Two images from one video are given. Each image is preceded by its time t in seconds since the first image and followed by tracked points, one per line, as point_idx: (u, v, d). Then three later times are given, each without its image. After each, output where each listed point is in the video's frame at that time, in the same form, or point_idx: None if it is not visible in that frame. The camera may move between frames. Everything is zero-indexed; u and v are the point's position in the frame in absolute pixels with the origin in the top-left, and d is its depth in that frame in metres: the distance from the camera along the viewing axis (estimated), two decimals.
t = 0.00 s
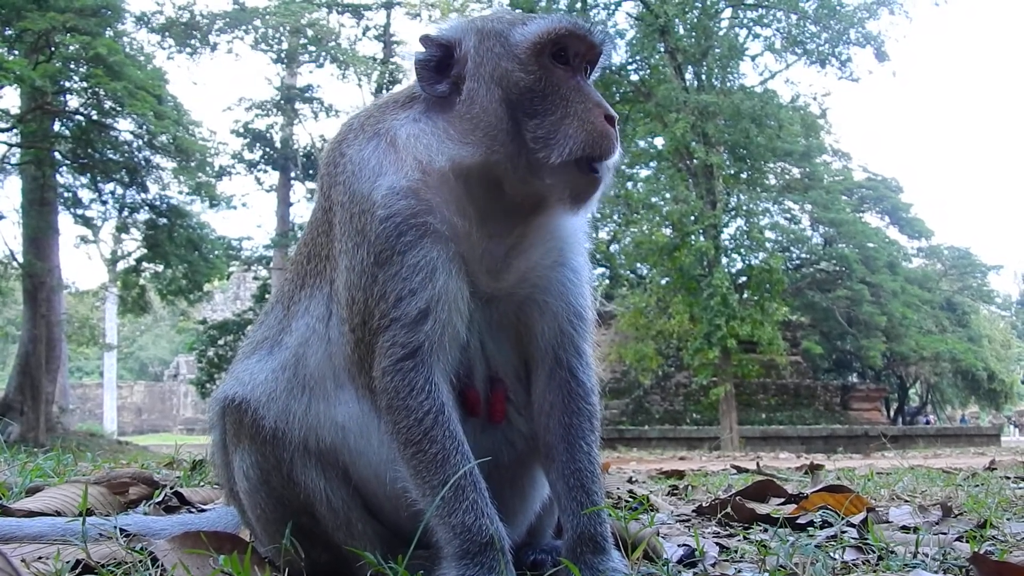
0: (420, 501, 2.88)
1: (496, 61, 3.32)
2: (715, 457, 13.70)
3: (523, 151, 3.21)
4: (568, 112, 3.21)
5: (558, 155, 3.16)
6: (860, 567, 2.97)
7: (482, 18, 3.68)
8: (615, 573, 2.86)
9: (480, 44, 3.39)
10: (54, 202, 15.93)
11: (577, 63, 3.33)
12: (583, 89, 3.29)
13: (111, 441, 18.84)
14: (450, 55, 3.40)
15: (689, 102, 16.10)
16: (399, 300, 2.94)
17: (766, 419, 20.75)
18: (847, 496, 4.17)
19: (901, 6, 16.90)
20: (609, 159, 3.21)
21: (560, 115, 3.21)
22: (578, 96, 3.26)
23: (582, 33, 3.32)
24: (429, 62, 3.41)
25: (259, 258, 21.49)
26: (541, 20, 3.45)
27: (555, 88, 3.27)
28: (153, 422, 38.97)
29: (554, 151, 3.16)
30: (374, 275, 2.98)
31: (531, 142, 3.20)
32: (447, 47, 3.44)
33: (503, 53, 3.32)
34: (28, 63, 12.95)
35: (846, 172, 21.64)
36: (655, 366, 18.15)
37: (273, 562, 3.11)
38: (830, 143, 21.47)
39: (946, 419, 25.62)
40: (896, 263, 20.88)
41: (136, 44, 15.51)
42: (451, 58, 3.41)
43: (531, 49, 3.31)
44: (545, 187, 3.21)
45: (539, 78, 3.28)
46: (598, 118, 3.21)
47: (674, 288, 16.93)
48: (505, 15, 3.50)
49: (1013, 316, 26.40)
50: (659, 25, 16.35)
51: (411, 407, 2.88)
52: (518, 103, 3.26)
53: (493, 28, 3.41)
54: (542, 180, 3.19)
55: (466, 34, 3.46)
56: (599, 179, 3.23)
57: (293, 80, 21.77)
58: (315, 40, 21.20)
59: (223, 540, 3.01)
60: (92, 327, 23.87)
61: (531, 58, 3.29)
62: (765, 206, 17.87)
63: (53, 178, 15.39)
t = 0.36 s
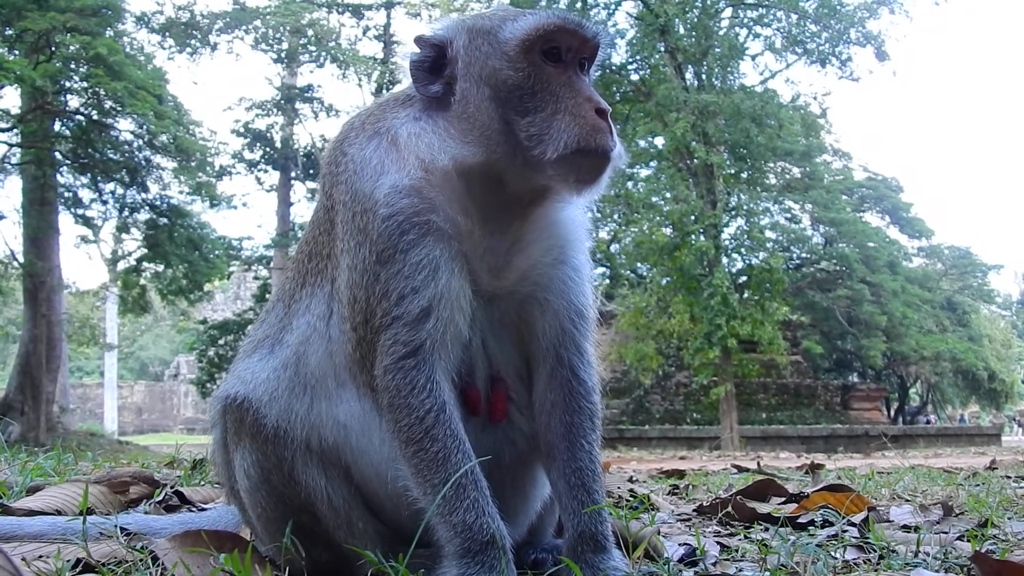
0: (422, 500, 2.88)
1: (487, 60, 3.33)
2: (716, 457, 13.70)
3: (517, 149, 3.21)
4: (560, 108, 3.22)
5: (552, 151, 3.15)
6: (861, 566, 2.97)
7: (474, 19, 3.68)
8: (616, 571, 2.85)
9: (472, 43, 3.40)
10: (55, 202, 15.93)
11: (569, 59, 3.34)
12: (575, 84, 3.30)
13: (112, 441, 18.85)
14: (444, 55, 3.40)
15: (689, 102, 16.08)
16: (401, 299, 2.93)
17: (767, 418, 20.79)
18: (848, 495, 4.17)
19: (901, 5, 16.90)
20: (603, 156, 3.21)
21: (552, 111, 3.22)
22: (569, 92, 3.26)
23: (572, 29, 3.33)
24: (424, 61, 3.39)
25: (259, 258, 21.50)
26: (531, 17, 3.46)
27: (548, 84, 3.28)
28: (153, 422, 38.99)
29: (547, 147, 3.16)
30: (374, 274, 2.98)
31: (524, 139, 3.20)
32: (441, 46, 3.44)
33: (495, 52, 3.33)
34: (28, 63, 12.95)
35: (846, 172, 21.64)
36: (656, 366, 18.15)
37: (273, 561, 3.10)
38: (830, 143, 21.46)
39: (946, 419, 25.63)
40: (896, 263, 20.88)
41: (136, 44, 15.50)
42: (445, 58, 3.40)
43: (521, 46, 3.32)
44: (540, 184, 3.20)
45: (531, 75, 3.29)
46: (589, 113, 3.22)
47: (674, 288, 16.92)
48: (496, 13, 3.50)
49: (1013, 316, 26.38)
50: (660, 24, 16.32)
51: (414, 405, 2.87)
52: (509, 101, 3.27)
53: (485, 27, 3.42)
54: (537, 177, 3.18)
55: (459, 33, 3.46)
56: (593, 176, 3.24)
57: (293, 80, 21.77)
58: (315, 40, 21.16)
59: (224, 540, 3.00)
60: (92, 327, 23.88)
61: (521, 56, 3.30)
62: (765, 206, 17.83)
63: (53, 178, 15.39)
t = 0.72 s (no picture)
0: (424, 500, 2.88)
1: (482, 63, 3.31)
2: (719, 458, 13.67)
3: (512, 152, 3.19)
4: (554, 113, 3.20)
5: (548, 155, 3.13)
6: (864, 567, 2.96)
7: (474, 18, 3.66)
8: (618, 572, 2.86)
9: (469, 44, 3.37)
10: (58, 202, 15.93)
11: (567, 62, 3.28)
12: (572, 88, 3.25)
13: (114, 441, 18.84)
14: (442, 56, 3.39)
15: (692, 103, 16.04)
16: (404, 300, 2.93)
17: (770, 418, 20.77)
18: (851, 496, 4.16)
19: (904, 6, 16.89)
20: (599, 158, 3.18)
21: (547, 116, 3.19)
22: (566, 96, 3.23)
23: (568, 32, 3.27)
24: (422, 62, 3.38)
25: (262, 258, 21.53)
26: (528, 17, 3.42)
27: (543, 87, 3.24)
28: (156, 421, 39.03)
29: (542, 153, 3.13)
30: (375, 276, 2.98)
31: (521, 141, 3.18)
32: (440, 46, 3.42)
33: (492, 54, 3.30)
34: (31, 63, 12.96)
35: (849, 172, 21.62)
36: (659, 366, 18.14)
37: (275, 561, 3.10)
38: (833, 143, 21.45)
39: (949, 420, 25.63)
40: (899, 264, 20.85)
41: (139, 44, 15.51)
42: (444, 59, 3.39)
43: (517, 49, 3.28)
44: (537, 187, 3.18)
45: (527, 79, 3.25)
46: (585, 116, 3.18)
47: (677, 288, 16.87)
48: (494, 14, 3.47)
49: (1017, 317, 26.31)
50: (663, 25, 16.20)
51: (415, 405, 2.87)
52: (503, 104, 3.25)
53: (482, 28, 3.39)
54: (532, 180, 3.15)
55: (457, 33, 3.44)
56: (592, 178, 3.21)
57: (296, 80, 21.80)
58: (318, 40, 21.15)
59: (227, 540, 3.00)
60: (95, 326, 23.89)
61: (516, 60, 3.27)
62: (767, 207, 17.60)
63: (56, 177, 15.40)
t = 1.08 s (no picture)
0: (425, 502, 2.88)
1: (467, 63, 3.27)
2: (720, 457, 13.64)
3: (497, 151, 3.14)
4: (535, 110, 3.11)
5: (532, 152, 3.07)
6: (864, 569, 2.96)
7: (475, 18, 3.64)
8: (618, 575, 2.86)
9: (456, 43, 3.34)
10: (58, 203, 15.95)
11: (553, 56, 3.21)
12: (557, 81, 3.17)
13: (115, 442, 18.84)
14: (433, 58, 3.36)
15: (693, 103, 16.05)
16: (405, 303, 2.94)
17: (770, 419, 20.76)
18: (852, 498, 4.16)
19: (905, 6, 16.90)
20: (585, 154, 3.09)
21: (528, 112, 3.12)
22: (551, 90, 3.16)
23: (551, 25, 3.19)
24: (417, 65, 3.36)
25: (263, 259, 21.55)
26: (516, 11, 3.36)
27: (526, 84, 3.17)
28: (157, 422, 39.05)
29: (527, 150, 3.08)
30: (376, 281, 2.98)
31: (505, 139, 3.13)
32: (433, 48, 3.40)
33: (478, 54, 3.26)
34: (32, 64, 12.97)
35: (850, 173, 21.64)
36: (659, 367, 18.14)
37: (276, 564, 3.09)
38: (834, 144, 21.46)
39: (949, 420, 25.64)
40: (899, 264, 20.85)
41: (140, 45, 15.52)
42: (436, 61, 3.36)
43: (501, 48, 3.23)
44: (528, 188, 3.14)
45: (511, 75, 3.20)
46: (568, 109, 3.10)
47: (678, 289, 16.87)
48: (482, 12, 3.43)
49: (1017, 317, 26.31)
50: (663, 25, 16.30)
51: (417, 408, 2.88)
52: (486, 104, 3.20)
53: (469, 28, 3.35)
54: (521, 179, 3.12)
55: (448, 35, 3.41)
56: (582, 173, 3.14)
57: (297, 81, 21.81)
58: (319, 41, 21.16)
59: (227, 542, 3.01)
60: (96, 327, 23.93)
61: (501, 59, 3.21)
62: (768, 207, 17.65)
63: (57, 178, 15.41)
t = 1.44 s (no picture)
0: (424, 506, 2.89)
1: (433, 71, 3.26)
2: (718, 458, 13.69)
3: (470, 152, 3.10)
4: (501, 109, 3.08)
5: (503, 149, 3.03)
6: (861, 573, 2.97)
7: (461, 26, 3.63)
8: None
9: (426, 50, 3.33)
10: (56, 204, 15.92)
11: (520, 53, 3.18)
12: (523, 78, 3.13)
13: (112, 442, 18.82)
14: (411, 67, 3.36)
15: (691, 105, 16.08)
16: (403, 307, 2.93)
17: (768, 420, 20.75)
18: (849, 500, 4.16)
19: (902, 8, 16.93)
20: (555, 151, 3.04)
21: (495, 112, 3.09)
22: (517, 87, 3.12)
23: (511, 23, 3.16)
24: (403, 74, 3.36)
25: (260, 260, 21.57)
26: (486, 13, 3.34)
27: (491, 84, 3.15)
28: (155, 423, 39.01)
29: (496, 148, 3.04)
30: (373, 286, 2.99)
31: (475, 140, 3.10)
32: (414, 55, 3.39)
33: (445, 59, 3.25)
34: (29, 64, 12.94)
35: (847, 175, 21.66)
36: (657, 368, 18.13)
37: (274, 567, 3.10)
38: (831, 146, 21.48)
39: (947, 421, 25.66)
40: (897, 266, 20.87)
41: (137, 45, 15.50)
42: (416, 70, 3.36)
43: (465, 52, 3.21)
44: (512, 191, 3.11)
45: (479, 76, 3.17)
46: (533, 103, 3.05)
47: (675, 290, 16.86)
48: (453, 19, 3.42)
49: (1014, 319, 26.35)
50: (661, 27, 16.34)
51: (415, 411, 2.88)
52: (454, 109, 3.18)
53: (440, 34, 3.34)
54: (498, 181, 3.09)
55: (424, 41, 3.40)
56: (560, 166, 3.09)
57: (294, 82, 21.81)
58: (317, 42, 21.15)
59: (225, 546, 3.01)
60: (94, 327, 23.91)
61: (465, 63, 3.19)
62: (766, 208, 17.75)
63: (55, 179, 15.38)
